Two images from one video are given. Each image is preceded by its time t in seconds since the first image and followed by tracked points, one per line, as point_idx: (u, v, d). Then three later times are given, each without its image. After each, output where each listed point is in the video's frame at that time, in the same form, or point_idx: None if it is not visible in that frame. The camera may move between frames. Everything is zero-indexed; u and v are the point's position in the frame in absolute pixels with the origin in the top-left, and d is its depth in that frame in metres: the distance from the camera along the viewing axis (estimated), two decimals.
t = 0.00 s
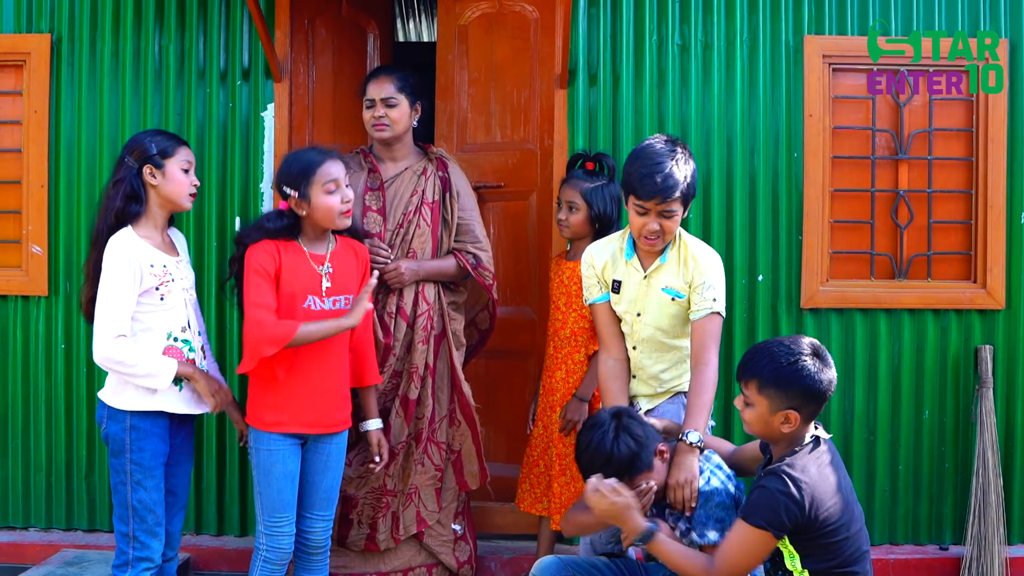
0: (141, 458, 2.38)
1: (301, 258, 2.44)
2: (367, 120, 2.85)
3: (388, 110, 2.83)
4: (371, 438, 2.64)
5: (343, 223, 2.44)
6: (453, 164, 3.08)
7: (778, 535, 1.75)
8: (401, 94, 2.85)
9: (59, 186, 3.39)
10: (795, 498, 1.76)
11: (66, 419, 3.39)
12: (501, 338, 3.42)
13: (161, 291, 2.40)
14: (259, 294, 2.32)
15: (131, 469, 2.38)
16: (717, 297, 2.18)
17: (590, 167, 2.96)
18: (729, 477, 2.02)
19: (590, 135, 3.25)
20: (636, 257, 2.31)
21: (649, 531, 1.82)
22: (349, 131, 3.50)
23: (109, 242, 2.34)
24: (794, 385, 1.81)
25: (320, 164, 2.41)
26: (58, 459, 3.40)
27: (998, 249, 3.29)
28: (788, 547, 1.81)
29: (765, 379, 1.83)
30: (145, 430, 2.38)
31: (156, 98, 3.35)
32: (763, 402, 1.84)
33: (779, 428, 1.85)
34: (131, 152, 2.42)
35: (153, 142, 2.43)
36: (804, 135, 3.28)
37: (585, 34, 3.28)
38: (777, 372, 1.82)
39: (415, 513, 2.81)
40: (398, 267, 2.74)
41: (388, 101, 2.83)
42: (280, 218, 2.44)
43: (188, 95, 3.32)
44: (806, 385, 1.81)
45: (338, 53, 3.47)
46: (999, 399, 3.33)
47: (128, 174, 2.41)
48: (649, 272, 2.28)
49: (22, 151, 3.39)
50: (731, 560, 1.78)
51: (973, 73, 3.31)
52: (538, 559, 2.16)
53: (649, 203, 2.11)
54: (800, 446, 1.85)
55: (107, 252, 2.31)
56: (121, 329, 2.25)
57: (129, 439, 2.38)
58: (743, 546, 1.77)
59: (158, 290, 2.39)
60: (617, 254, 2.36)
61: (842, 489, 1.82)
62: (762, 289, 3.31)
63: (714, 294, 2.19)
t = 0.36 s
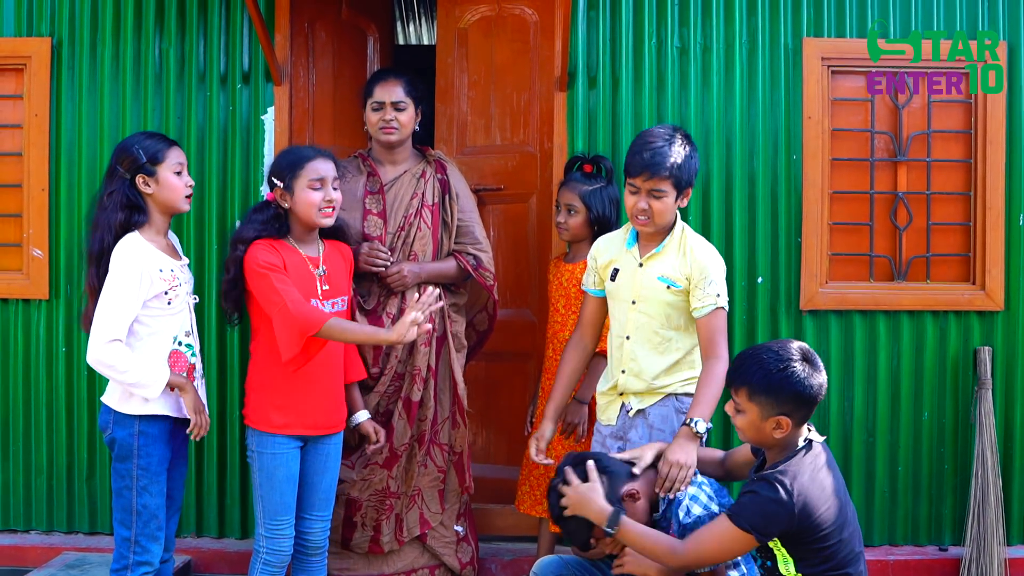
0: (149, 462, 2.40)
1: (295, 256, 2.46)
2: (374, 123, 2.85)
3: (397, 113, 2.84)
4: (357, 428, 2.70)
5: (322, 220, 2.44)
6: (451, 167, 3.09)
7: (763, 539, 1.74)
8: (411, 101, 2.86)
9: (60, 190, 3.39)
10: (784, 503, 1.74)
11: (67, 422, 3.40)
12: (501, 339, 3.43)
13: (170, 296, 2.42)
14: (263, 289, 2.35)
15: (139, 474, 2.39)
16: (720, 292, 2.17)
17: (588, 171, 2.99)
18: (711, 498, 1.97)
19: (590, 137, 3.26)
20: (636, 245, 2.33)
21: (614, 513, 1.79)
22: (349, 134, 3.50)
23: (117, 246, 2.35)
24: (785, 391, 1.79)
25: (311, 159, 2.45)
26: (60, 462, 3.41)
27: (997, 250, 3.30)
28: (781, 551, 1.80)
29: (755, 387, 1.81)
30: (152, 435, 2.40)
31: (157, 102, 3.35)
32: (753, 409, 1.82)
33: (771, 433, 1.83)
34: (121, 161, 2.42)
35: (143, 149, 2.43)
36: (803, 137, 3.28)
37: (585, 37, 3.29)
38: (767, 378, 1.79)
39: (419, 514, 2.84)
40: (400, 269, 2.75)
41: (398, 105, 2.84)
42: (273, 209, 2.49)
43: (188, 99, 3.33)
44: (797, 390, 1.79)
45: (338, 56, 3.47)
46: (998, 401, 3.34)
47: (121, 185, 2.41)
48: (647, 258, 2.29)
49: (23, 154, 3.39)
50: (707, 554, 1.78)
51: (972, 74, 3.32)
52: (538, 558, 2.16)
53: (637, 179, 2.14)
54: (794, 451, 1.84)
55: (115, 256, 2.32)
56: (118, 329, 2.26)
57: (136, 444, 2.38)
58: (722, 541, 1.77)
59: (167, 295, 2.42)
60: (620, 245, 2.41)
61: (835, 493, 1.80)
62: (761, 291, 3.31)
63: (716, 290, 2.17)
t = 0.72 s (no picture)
0: (142, 466, 2.40)
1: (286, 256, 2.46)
2: (384, 123, 2.84)
3: (408, 116, 2.85)
4: (380, 400, 2.62)
5: (314, 218, 2.45)
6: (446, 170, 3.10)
7: (741, 543, 1.74)
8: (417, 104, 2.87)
9: (59, 193, 3.40)
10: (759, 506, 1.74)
11: (65, 424, 3.40)
12: (497, 342, 3.44)
13: (161, 301, 2.42)
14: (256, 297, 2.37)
15: (132, 478, 2.39)
16: (719, 284, 2.23)
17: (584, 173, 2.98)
18: (674, 502, 1.95)
19: (587, 140, 3.27)
20: (625, 241, 2.41)
21: (587, 554, 1.83)
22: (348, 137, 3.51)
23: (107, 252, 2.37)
24: (766, 395, 1.80)
25: (289, 160, 2.44)
26: (58, 464, 3.42)
27: (994, 253, 3.30)
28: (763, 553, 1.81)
29: (735, 394, 1.81)
30: (147, 439, 2.41)
31: (155, 105, 3.36)
32: (737, 416, 1.83)
33: (754, 437, 1.84)
34: (109, 171, 2.41)
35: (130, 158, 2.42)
36: (800, 141, 3.29)
37: (583, 41, 3.30)
38: (747, 384, 1.80)
39: (422, 515, 2.86)
40: (406, 272, 2.76)
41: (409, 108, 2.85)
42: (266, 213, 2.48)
43: (187, 102, 3.34)
44: (777, 394, 1.80)
45: (337, 59, 3.48)
46: (995, 404, 3.35)
47: (111, 197, 2.42)
48: (640, 249, 2.34)
49: (22, 157, 3.40)
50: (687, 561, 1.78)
51: (970, 77, 3.33)
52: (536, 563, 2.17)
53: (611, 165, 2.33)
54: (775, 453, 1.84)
55: (105, 262, 2.34)
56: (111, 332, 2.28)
57: (131, 448, 2.39)
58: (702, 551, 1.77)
59: (159, 300, 2.41)
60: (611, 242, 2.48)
61: (816, 494, 1.79)
62: (758, 295, 3.32)
63: (717, 282, 2.23)
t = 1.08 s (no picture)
0: (142, 472, 2.41)
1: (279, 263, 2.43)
2: (384, 129, 2.84)
3: (408, 120, 2.86)
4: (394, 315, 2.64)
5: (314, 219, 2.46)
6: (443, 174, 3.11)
7: (707, 551, 1.76)
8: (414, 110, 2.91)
9: (59, 197, 3.41)
10: (722, 515, 1.75)
11: (66, 428, 3.41)
12: (498, 347, 3.44)
13: (158, 307, 2.42)
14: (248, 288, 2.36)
15: (131, 483, 2.40)
16: (704, 287, 2.22)
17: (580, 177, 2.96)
18: (645, 501, 1.98)
19: (586, 144, 3.27)
20: (618, 245, 2.41)
21: (568, 543, 1.90)
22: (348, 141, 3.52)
23: (104, 257, 2.36)
24: (735, 407, 1.80)
25: (268, 181, 2.36)
26: (59, 468, 3.42)
27: (993, 257, 3.31)
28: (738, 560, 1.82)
29: (705, 404, 1.82)
30: (148, 444, 2.41)
31: (155, 110, 3.37)
32: (704, 424, 1.83)
33: (720, 446, 1.84)
34: (108, 177, 2.40)
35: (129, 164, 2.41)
36: (799, 145, 3.30)
37: (582, 45, 3.30)
38: (717, 395, 1.80)
39: (433, 517, 2.87)
40: (417, 275, 2.76)
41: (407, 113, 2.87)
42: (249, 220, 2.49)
43: (188, 107, 3.34)
44: (747, 406, 1.80)
45: (337, 64, 3.49)
46: (993, 407, 3.35)
47: (111, 203, 2.41)
48: (636, 248, 2.33)
49: (23, 161, 3.41)
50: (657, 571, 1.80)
51: (969, 82, 3.34)
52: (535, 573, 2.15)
53: (599, 187, 2.26)
54: (741, 461, 1.85)
55: (103, 267, 2.33)
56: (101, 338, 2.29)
57: (131, 453, 2.39)
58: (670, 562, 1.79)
59: (155, 305, 2.42)
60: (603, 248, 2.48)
61: (784, 498, 1.79)
62: (757, 299, 3.33)
63: (701, 285, 2.22)
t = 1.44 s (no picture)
0: (143, 475, 2.38)
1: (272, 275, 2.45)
2: (371, 137, 2.84)
3: (395, 126, 2.84)
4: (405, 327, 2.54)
5: (303, 242, 2.42)
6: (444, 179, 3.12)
7: (668, 565, 1.79)
8: (405, 112, 2.87)
9: (60, 202, 3.41)
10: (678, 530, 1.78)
11: (66, 432, 3.41)
12: (496, 351, 3.44)
13: (162, 298, 2.39)
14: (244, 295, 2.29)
15: (132, 486, 2.37)
16: (693, 285, 2.22)
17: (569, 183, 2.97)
18: (629, 511, 1.97)
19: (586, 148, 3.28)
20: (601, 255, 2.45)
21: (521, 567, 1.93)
22: (348, 145, 3.52)
23: (107, 255, 2.27)
24: (695, 426, 1.79)
25: (267, 190, 2.37)
26: (59, 472, 3.42)
27: (992, 262, 3.31)
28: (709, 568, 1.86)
29: (666, 423, 1.81)
30: (149, 447, 2.38)
31: (156, 114, 3.37)
32: (666, 441, 1.83)
33: (683, 464, 1.84)
34: (115, 182, 2.31)
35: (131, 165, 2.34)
36: (799, 149, 3.30)
37: (582, 50, 3.31)
38: (676, 414, 1.80)
39: (431, 521, 2.87)
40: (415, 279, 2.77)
41: (394, 118, 2.84)
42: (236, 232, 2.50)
43: (188, 111, 3.35)
44: (707, 425, 1.79)
45: (337, 68, 3.50)
46: (993, 411, 3.36)
47: (122, 206, 2.32)
48: (621, 253, 2.33)
49: (23, 165, 3.41)
50: None
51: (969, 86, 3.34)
52: None
53: (582, 205, 2.26)
54: (705, 475, 1.85)
55: (109, 263, 2.26)
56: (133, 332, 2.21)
57: (131, 457, 2.36)
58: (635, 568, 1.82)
59: (161, 296, 2.39)
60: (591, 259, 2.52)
61: (747, 509, 1.78)
62: (757, 303, 3.33)
63: (689, 285, 2.22)
